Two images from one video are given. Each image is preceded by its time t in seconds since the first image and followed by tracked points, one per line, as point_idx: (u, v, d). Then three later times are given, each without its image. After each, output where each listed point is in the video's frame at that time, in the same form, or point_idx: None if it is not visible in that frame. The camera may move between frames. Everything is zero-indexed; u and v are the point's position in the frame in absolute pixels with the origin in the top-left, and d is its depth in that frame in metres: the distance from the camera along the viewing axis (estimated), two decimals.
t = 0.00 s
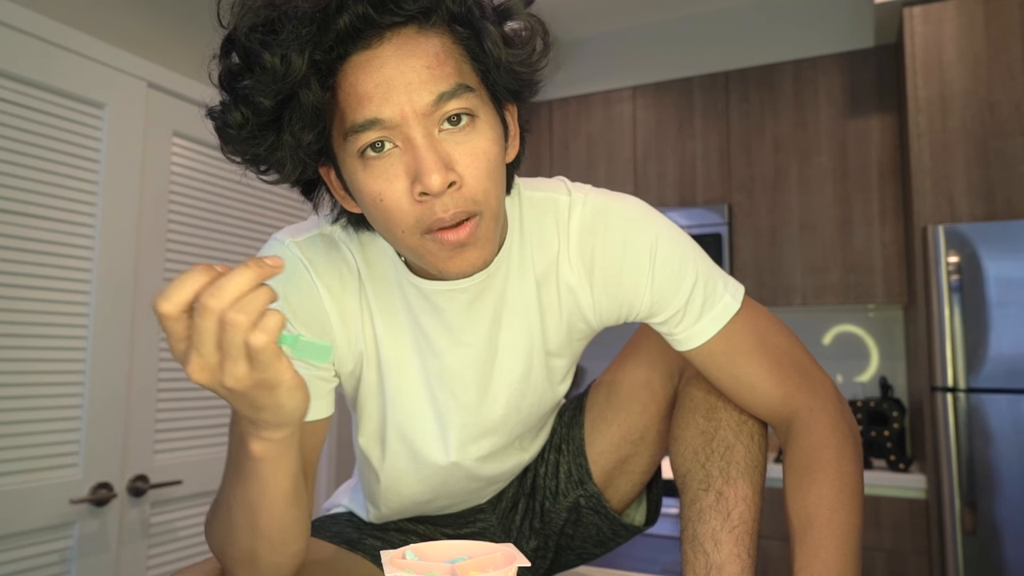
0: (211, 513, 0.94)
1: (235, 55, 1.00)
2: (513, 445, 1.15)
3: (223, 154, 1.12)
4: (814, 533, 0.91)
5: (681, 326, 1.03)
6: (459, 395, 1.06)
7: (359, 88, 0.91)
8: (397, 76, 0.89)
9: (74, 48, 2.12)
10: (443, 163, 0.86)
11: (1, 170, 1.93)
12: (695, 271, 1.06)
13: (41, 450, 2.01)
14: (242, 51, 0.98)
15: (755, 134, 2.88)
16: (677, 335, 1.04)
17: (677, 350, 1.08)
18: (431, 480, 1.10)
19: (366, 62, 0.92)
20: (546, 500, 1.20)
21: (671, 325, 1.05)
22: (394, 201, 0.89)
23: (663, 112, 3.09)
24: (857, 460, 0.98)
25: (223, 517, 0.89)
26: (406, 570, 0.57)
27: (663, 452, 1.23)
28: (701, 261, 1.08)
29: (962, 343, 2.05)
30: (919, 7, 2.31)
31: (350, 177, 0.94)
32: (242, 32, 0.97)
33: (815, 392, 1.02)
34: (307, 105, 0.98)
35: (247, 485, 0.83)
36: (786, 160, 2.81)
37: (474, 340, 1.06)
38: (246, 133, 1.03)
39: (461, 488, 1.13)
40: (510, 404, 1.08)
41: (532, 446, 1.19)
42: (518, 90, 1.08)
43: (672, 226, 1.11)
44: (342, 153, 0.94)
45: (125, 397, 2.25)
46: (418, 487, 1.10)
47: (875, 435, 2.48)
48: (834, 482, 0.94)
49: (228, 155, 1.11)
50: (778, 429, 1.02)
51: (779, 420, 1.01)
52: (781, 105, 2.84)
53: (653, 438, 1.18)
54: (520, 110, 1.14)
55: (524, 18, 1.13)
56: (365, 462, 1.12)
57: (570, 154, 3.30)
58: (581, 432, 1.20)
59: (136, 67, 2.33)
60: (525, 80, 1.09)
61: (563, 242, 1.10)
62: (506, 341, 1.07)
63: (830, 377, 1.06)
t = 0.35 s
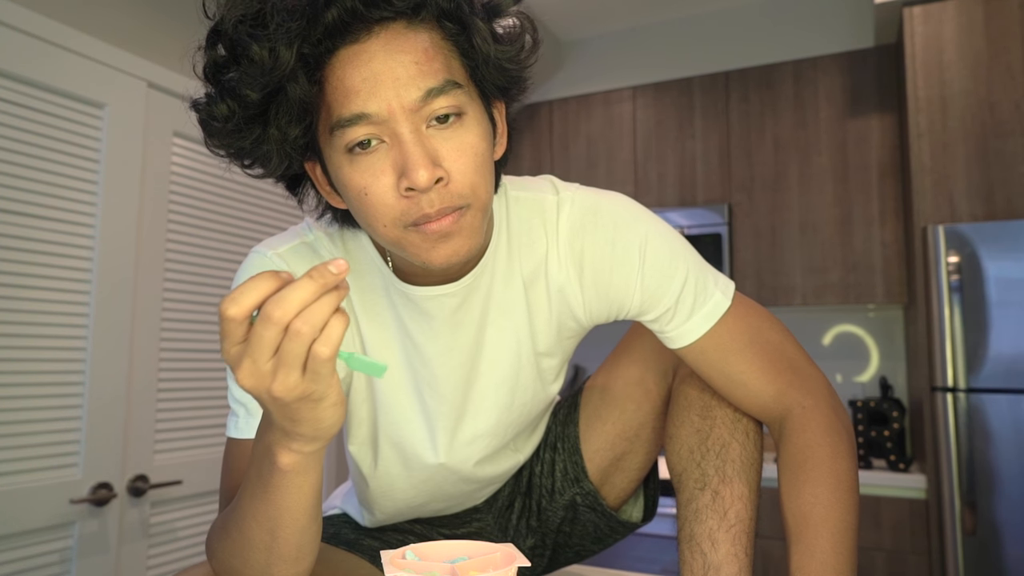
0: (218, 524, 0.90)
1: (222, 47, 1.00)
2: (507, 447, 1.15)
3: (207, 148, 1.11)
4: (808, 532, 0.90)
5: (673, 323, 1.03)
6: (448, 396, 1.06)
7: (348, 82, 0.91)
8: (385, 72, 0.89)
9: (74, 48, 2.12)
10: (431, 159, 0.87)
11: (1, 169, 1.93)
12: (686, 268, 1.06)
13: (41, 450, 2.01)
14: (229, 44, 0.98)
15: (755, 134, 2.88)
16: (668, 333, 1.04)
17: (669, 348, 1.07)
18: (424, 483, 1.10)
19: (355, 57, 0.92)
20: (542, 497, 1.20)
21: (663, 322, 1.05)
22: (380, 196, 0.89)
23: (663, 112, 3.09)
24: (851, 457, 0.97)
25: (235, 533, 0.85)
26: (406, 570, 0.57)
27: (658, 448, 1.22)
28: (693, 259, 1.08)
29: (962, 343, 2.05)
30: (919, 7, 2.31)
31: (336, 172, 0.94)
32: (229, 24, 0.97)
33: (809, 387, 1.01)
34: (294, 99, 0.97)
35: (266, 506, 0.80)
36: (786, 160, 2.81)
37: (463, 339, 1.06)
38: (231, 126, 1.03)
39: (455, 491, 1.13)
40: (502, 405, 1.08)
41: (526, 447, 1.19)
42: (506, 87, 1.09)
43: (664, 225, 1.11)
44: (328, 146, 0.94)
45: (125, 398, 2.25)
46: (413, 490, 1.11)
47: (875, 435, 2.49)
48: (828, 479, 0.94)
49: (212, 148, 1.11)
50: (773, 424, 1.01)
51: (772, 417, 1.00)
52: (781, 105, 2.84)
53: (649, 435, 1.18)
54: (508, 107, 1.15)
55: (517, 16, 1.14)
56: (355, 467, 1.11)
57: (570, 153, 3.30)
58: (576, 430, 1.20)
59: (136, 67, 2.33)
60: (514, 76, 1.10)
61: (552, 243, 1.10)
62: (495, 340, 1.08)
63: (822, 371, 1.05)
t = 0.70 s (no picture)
0: (240, 496, 0.88)
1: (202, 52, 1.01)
2: (503, 445, 1.15)
3: (193, 151, 1.12)
4: (806, 530, 0.90)
5: (665, 322, 1.03)
6: (440, 395, 1.06)
7: (329, 85, 0.90)
8: (365, 75, 0.87)
9: (75, 48, 2.12)
10: (413, 161, 0.86)
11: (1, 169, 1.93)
12: (677, 266, 1.06)
13: (41, 451, 2.01)
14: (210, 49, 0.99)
15: (755, 134, 2.88)
16: (661, 331, 1.04)
17: (663, 346, 1.07)
18: (420, 483, 1.10)
19: (337, 60, 0.91)
20: (541, 497, 1.20)
21: (654, 321, 1.05)
22: (364, 199, 0.88)
23: (663, 112, 3.09)
24: (847, 455, 0.97)
25: (258, 494, 0.85)
26: (406, 570, 0.57)
27: (658, 447, 1.22)
28: (683, 255, 1.08)
29: (962, 343, 2.05)
30: (919, 7, 2.31)
31: (320, 175, 0.93)
32: (208, 28, 0.99)
33: (804, 384, 1.01)
34: (274, 104, 0.98)
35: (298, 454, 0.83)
36: (786, 160, 2.81)
37: (455, 339, 1.06)
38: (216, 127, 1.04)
39: (452, 491, 1.13)
40: (493, 405, 1.08)
41: (522, 446, 1.19)
42: (489, 88, 1.08)
43: (658, 225, 1.11)
44: (311, 149, 0.93)
45: (126, 398, 2.25)
46: (409, 490, 1.11)
47: (875, 435, 2.49)
48: (825, 478, 0.93)
49: (198, 151, 1.12)
50: (769, 423, 1.01)
51: (768, 416, 1.00)
52: (781, 105, 2.84)
53: (647, 435, 1.18)
54: (494, 106, 1.14)
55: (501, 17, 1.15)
56: (352, 468, 1.12)
57: (570, 153, 3.30)
58: (574, 429, 1.20)
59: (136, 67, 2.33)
60: (496, 77, 1.08)
61: (545, 242, 1.10)
62: (486, 341, 1.07)
63: (817, 368, 1.04)
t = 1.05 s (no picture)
0: (240, 494, 0.88)
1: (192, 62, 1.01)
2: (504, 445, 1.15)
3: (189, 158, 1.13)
4: (806, 531, 0.90)
5: (665, 322, 1.03)
6: (441, 396, 1.06)
7: (318, 91, 0.90)
8: (353, 81, 0.87)
9: (74, 48, 2.12)
10: (404, 165, 0.86)
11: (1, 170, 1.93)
12: (676, 266, 1.06)
13: (41, 451, 2.01)
14: (199, 59, 0.99)
15: (755, 134, 2.88)
16: (662, 332, 1.04)
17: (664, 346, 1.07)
18: (422, 483, 1.09)
19: (324, 66, 0.90)
20: (542, 497, 1.20)
21: (655, 322, 1.05)
22: (357, 204, 0.89)
23: (662, 112, 3.09)
24: (847, 455, 0.97)
25: (258, 490, 0.85)
26: (406, 570, 0.57)
27: (658, 447, 1.22)
28: (682, 256, 1.08)
29: (962, 343, 2.05)
30: (919, 7, 2.31)
31: (313, 179, 0.94)
32: (195, 39, 0.97)
33: (804, 385, 1.01)
34: (261, 112, 0.98)
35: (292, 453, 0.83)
36: (786, 160, 2.81)
37: (455, 340, 1.06)
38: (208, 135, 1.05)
39: (454, 490, 1.13)
40: (494, 406, 1.08)
41: (524, 446, 1.19)
42: (484, 91, 1.07)
43: (659, 225, 1.11)
44: (304, 154, 0.94)
45: (126, 398, 2.25)
46: (410, 491, 1.10)
47: (875, 435, 2.49)
48: (824, 478, 0.93)
49: (193, 158, 1.13)
50: (770, 424, 1.01)
51: (769, 416, 1.00)
52: (781, 105, 2.85)
53: (648, 436, 1.18)
54: (490, 109, 1.13)
55: (495, 27, 1.12)
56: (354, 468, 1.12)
57: (569, 154, 3.30)
58: (575, 430, 1.20)
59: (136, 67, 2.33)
60: (490, 80, 1.07)
61: (546, 243, 1.10)
62: (487, 341, 1.07)
63: (818, 369, 1.04)
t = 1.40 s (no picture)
0: (240, 495, 0.89)
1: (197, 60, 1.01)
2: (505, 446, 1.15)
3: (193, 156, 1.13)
4: (806, 531, 0.90)
5: (666, 323, 1.03)
6: (441, 396, 1.06)
7: (322, 90, 0.90)
8: (358, 81, 0.87)
9: (74, 48, 2.12)
10: (407, 165, 0.86)
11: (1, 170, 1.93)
12: (677, 267, 1.06)
13: (41, 451, 2.01)
14: (206, 58, 0.99)
15: (755, 134, 2.88)
16: (662, 332, 1.04)
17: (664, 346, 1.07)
18: (422, 482, 1.09)
19: (330, 66, 0.90)
20: (543, 497, 1.20)
21: (656, 322, 1.05)
22: (360, 203, 0.89)
23: (662, 112, 3.09)
24: (847, 455, 0.97)
25: (259, 490, 0.85)
26: (406, 570, 0.57)
27: (659, 447, 1.22)
28: (682, 256, 1.08)
29: (963, 342, 2.05)
30: (919, 7, 2.32)
31: (317, 179, 0.93)
32: (200, 38, 0.97)
33: (805, 386, 1.01)
34: (267, 111, 0.98)
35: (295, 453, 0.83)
36: (786, 160, 2.81)
37: (456, 340, 1.06)
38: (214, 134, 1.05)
39: (454, 490, 1.13)
40: (495, 406, 1.08)
41: (524, 446, 1.19)
42: (488, 92, 1.07)
43: (659, 225, 1.11)
44: (308, 153, 0.94)
45: (126, 398, 2.25)
46: (411, 490, 1.10)
47: (875, 435, 2.49)
48: (824, 478, 0.93)
49: (197, 157, 1.13)
50: (769, 424, 1.01)
51: (768, 416, 1.00)
52: (781, 105, 2.85)
53: (648, 436, 1.18)
54: (493, 109, 1.13)
55: (496, 23, 1.11)
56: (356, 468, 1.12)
57: (570, 154, 3.30)
58: (575, 430, 1.20)
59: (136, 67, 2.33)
60: (494, 80, 1.07)
61: (546, 243, 1.10)
62: (488, 341, 1.07)
63: (817, 369, 1.04)
